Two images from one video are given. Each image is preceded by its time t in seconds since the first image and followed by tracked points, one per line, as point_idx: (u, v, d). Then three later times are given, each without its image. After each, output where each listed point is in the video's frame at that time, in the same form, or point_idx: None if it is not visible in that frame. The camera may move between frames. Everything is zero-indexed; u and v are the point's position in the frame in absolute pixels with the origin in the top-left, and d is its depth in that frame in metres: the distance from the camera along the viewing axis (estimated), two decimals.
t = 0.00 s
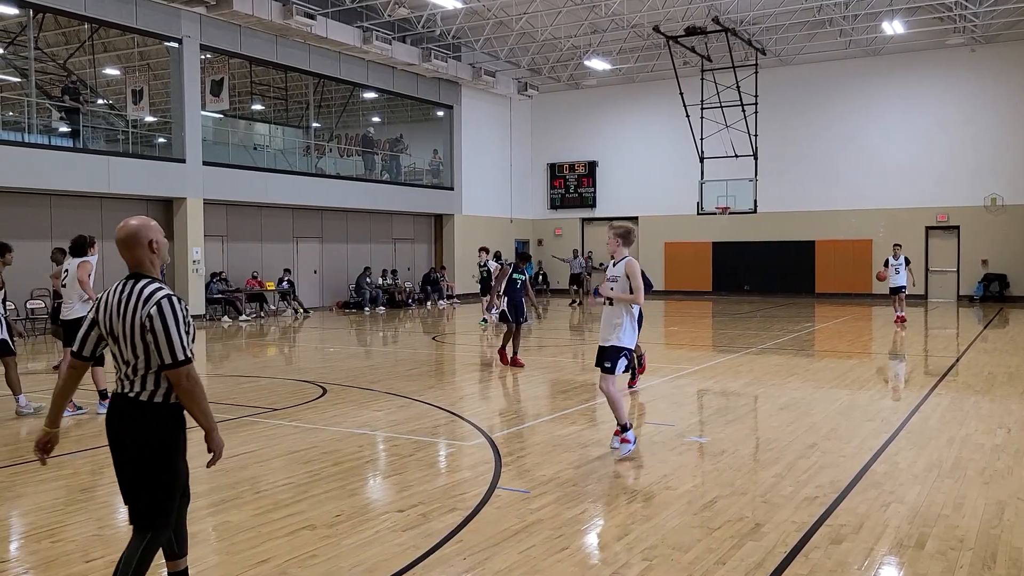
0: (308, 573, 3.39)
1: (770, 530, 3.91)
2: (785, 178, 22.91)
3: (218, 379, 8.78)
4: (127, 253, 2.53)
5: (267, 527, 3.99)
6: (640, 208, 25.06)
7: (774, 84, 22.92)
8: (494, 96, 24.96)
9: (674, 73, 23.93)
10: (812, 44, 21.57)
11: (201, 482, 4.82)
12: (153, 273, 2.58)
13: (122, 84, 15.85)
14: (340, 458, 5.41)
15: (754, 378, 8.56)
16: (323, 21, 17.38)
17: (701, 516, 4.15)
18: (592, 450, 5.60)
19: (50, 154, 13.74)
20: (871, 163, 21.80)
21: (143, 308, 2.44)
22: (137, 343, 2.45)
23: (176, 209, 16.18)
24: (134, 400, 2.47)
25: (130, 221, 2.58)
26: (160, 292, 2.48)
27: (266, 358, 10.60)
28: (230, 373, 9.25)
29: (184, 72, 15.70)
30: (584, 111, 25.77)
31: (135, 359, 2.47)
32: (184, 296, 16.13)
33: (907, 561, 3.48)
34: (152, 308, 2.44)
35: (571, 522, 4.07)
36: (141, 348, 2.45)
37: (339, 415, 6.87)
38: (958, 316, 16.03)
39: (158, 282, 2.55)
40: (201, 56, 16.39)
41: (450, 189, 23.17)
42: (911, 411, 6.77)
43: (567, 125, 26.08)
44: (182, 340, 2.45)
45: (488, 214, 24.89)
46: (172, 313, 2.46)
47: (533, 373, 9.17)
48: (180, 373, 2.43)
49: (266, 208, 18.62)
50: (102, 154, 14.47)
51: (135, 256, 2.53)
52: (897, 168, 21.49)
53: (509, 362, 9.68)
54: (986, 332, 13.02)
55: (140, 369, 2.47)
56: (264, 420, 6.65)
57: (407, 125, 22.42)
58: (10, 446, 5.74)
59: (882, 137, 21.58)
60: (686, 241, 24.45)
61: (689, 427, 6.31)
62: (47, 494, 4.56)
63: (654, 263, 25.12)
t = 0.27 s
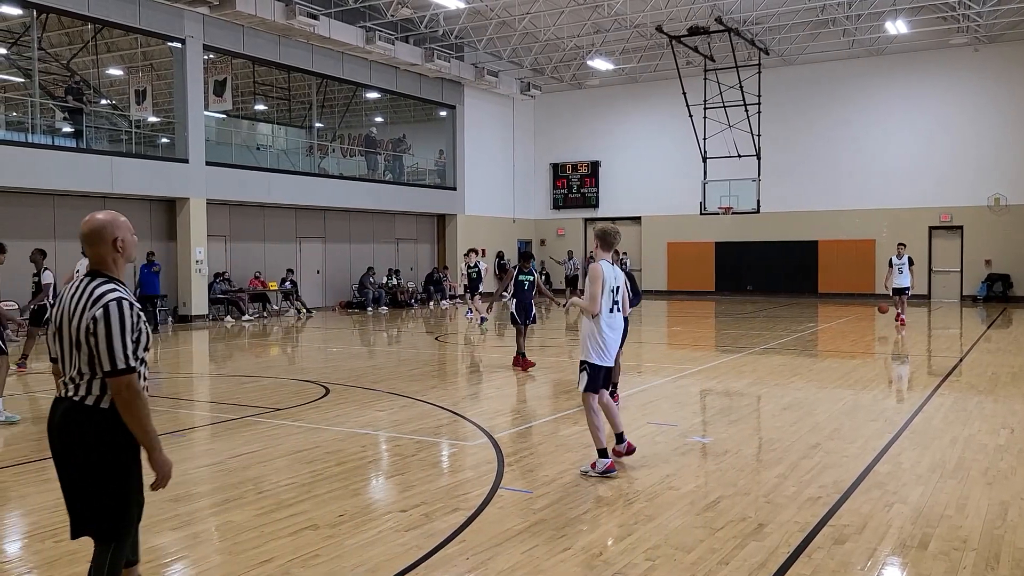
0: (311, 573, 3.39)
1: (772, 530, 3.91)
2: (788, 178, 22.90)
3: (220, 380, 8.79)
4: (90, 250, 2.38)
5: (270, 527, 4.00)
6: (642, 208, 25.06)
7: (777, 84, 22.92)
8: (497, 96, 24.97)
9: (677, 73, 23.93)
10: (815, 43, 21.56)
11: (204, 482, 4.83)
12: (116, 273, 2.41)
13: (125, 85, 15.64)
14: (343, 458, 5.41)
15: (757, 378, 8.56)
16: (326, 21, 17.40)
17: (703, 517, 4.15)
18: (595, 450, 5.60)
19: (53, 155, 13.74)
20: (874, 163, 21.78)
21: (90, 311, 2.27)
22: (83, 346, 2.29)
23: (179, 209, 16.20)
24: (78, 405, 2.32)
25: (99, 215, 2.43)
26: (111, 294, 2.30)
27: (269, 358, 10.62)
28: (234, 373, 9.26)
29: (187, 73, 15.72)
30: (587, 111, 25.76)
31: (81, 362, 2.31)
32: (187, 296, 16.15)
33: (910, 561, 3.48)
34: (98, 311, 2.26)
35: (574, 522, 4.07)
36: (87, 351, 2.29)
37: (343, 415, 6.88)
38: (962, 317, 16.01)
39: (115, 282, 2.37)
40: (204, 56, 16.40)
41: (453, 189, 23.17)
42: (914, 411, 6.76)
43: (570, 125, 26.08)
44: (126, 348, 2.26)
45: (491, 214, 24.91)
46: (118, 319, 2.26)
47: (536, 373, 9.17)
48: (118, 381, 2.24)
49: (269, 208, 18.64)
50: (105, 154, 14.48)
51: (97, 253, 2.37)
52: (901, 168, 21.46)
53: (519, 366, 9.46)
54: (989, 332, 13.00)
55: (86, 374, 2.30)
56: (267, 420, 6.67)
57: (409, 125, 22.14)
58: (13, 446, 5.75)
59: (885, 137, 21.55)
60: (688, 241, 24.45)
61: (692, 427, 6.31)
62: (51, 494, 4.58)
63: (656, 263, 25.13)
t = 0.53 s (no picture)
0: (312, 573, 3.40)
1: (775, 530, 3.91)
2: (790, 178, 22.88)
3: (223, 379, 8.79)
4: (36, 251, 2.26)
5: (272, 526, 4.00)
6: (645, 208, 25.05)
7: (780, 85, 22.91)
8: (499, 97, 24.98)
9: (679, 73, 23.93)
10: (817, 43, 21.55)
11: (207, 481, 4.84)
12: (63, 274, 2.30)
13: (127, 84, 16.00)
14: (345, 457, 5.41)
15: (759, 378, 8.56)
16: (328, 21, 17.42)
17: (706, 517, 4.14)
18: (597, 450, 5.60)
19: (56, 155, 13.76)
20: (876, 163, 21.77)
21: (27, 314, 2.16)
22: (19, 350, 2.19)
23: (181, 209, 16.22)
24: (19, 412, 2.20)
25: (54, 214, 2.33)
26: (45, 295, 2.17)
27: (272, 358, 10.63)
28: (236, 373, 9.27)
29: (189, 72, 15.71)
30: (590, 111, 25.76)
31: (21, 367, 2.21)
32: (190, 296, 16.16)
33: (912, 562, 3.47)
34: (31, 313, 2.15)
35: (577, 522, 4.07)
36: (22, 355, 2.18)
37: (345, 415, 6.89)
38: (964, 317, 15.99)
39: (58, 284, 2.25)
40: (207, 56, 16.43)
41: (455, 189, 23.17)
42: (917, 411, 6.76)
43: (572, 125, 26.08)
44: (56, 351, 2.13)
45: (493, 215, 24.91)
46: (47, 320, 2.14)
47: (538, 372, 9.18)
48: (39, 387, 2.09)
49: (272, 208, 18.66)
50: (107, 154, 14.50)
51: (41, 254, 2.26)
52: (904, 168, 21.43)
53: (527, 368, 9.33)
54: (992, 332, 12.98)
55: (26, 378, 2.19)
56: (270, 420, 6.68)
57: (412, 125, 22.34)
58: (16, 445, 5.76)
59: (887, 137, 21.54)
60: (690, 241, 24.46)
61: (694, 427, 6.32)
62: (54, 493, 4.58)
63: (659, 263, 25.13)
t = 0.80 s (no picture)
0: (314, 573, 3.40)
1: (777, 530, 3.91)
2: (791, 177, 22.87)
3: (225, 379, 8.80)
4: None
5: (274, 526, 4.00)
6: (646, 208, 25.05)
7: (782, 84, 22.91)
8: (501, 96, 24.99)
9: (681, 72, 23.94)
10: (819, 43, 21.55)
11: (209, 481, 4.84)
12: None
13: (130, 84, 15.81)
14: (347, 457, 5.41)
15: (761, 378, 8.55)
16: (330, 21, 17.43)
17: (708, 517, 4.14)
18: (598, 450, 5.60)
19: (57, 155, 13.77)
20: (878, 163, 21.76)
21: None
22: None
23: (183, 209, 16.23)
24: None
25: None
26: None
27: (273, 358, 10.63)
28: (238, 373, 9.27)
29: (191, 72, 15.74)
30: (592, 111, 25.75)
31: None
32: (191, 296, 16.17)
33: (915, 562, 3.47)
34: None
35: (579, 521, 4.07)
36: None
37: (346, 415, 6.89)
38: (966, 317, 15.97)
39: None
40: (209, 56, 16.45)
41: (457, 189, 23.18)
42: (919, 411, 6.75)
43: (574, 124, 26.08)
44: None
45: (494, 214, 24.90)
46: None
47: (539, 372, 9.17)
48: None
49: (273, 208, 18.67)
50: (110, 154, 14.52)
51: None
52: (905, 168, 21.42)
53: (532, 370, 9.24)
54: (994, 332, 12.95)
55: None
56: (272, 419, 6.69)
57: (413, 125, 22.29)
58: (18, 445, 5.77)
59: (889, 136, 21.53)
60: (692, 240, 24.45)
61: (696, 427, 6.31)
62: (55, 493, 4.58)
63: (660, 263, 25.12)
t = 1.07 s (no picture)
0: (315, 573, 3.40)
1: (778, 530, 3.91)
2: (792, 177, 22.86)
3: (225, 379, 8.79)
4: None
5: (275, 527, 4.00)
6: (647, 207, 25.04)
7: (783, 84, 22.89)
8: (502, 96, 24.99)
9: (682, 72, 23.93)
10: (820, 42, 21.53)
11: (210, 481, 4.84)
12: None
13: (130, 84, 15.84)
14: (348, 457, 5.41)
15: (762, 378, 8.54)
16: (331, 21, 17.43)
17: (709, 517, 4.14)
18: (600, 450, 5.59)
19: (58, 155, 13.77)
20: (879, 162, 21.74)
21: None
22: None
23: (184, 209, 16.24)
24: None
25: None
26: None
27: (274, 358, 10.63)
28: (239, 373, 9.27)
29: (192, 72, 15.76)
30: (592, 110, 25.74)
31: None
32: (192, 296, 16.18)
33: (916, 562, 3.47)
34: None
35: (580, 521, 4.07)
36: None
37: (347, 415, 6.89)
38: (967, 317, 15.96)
39: None
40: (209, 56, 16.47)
41: (458, 188, 23.17)
42: (920, 411, 6.74)
43: (575, 124, 26.06)
44: None
45: (495, 214, 24.89)
46: None
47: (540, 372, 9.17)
48: None
49: (274, 208, 18.68)
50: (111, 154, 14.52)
51: None
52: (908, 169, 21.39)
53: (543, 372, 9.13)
54: (995, 331, 12.93)
55: None
56: (273, 419, 6.69)
57: (414, 125, 22.24)
58: (20, 445, 5.77)
59: (890, 136, 21.51)
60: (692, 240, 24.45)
61: (697, 427, 6.31)
62: (57, 493, 4.59)
63: (661, 262, 25.11)
